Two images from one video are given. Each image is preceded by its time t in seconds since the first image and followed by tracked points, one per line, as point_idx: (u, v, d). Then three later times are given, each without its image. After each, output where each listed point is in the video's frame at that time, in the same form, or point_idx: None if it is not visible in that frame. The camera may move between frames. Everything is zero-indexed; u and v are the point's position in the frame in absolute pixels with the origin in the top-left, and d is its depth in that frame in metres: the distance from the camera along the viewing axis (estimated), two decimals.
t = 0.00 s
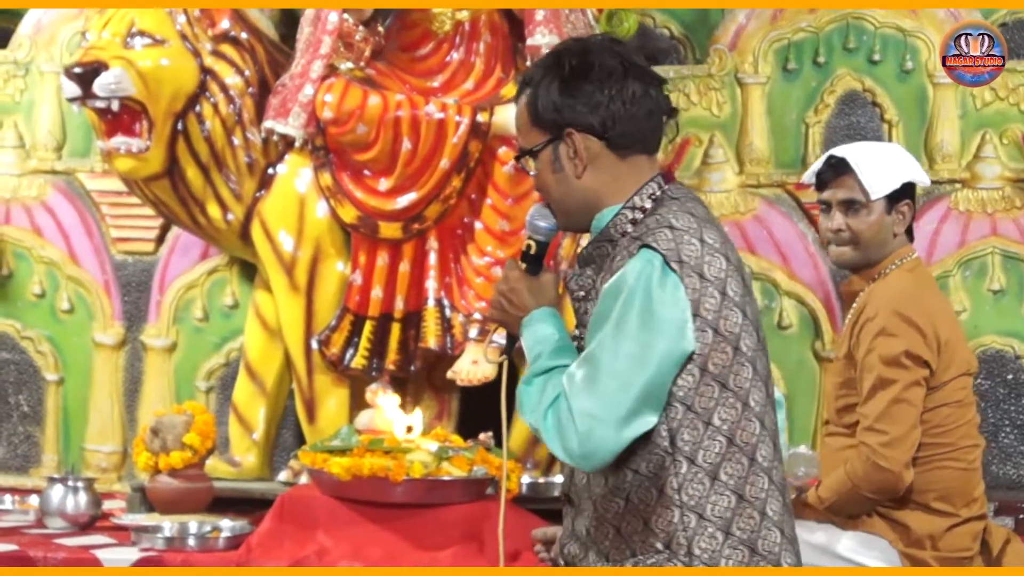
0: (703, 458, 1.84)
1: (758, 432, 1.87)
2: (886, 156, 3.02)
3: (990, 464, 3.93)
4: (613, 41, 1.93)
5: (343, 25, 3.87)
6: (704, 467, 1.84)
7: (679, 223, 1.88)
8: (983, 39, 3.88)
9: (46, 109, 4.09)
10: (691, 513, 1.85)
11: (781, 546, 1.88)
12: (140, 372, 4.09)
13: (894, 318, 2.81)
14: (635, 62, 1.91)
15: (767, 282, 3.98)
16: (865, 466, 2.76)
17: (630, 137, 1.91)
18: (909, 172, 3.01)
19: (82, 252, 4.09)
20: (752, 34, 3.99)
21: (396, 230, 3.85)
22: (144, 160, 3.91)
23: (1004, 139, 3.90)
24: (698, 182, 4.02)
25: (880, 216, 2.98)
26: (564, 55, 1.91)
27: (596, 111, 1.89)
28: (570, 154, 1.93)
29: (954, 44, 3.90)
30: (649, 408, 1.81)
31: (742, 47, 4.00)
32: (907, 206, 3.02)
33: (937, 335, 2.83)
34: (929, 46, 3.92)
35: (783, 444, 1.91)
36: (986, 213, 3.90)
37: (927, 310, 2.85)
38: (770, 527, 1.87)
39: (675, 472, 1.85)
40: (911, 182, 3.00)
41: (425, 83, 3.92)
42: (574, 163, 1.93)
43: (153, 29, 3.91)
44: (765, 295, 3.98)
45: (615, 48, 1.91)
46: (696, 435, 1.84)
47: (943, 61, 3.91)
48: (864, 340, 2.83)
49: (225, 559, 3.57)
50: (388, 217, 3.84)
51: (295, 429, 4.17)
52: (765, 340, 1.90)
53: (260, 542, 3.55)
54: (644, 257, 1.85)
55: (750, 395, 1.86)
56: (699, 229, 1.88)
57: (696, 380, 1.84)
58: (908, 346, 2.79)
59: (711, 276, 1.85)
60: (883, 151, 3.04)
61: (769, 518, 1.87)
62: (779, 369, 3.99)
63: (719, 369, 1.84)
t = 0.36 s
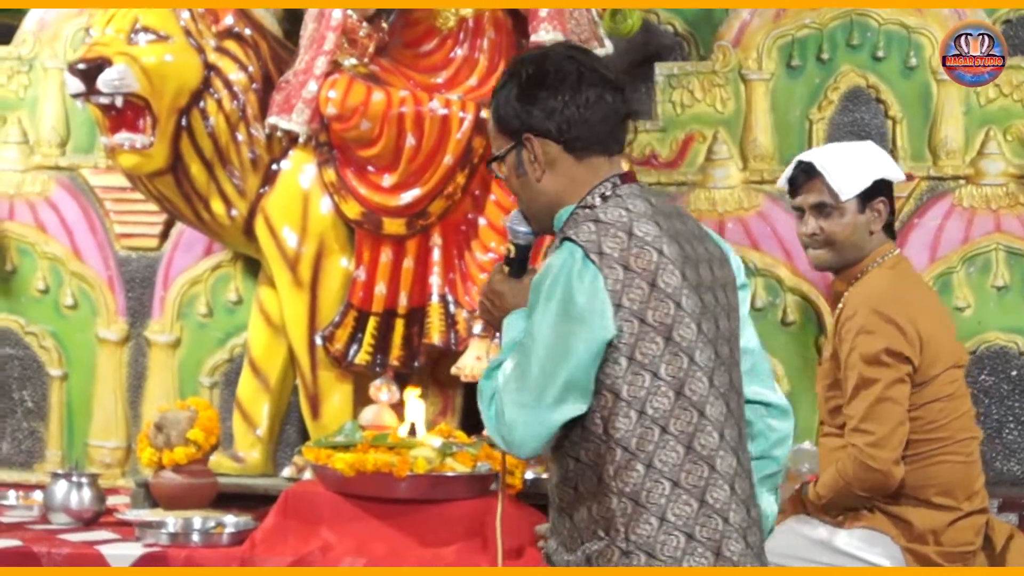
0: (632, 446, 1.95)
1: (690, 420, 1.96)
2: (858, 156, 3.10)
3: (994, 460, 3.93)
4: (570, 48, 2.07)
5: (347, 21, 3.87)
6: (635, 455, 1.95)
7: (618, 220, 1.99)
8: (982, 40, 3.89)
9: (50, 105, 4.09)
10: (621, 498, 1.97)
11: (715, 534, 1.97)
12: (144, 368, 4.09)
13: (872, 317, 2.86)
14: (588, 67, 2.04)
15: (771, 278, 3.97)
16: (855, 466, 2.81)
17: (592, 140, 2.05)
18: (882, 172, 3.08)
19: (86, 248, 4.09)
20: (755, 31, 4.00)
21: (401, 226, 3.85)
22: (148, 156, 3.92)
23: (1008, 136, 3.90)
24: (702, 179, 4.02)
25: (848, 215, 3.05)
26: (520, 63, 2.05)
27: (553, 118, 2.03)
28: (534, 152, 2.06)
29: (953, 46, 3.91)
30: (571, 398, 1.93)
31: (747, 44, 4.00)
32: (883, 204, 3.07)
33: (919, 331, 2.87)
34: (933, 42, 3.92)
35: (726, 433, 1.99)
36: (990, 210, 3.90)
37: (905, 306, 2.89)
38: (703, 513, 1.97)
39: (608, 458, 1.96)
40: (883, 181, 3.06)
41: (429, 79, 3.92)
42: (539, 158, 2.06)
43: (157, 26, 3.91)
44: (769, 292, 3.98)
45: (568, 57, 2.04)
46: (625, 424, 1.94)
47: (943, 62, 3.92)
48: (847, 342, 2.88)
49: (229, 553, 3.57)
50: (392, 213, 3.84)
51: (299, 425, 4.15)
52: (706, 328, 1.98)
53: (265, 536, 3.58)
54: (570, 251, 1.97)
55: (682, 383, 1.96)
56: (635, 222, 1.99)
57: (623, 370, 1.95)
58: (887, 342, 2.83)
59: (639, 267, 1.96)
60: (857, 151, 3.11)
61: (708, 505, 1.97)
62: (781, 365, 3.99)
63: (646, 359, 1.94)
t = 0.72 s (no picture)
0: (583, 412, 2.25)
1: (634, 389, 2.26)
2: (788, 173, 3.10)
3: (1004, 453, 3.95)
4: (546, 66, 2.37)
5: (359, 15, 3.86)
6: (586, 425, 2.26)
7: (574, 214, 2.28)
8: (982, 39, 3.91)
9: (63, 99, 4.10)
10: (576, 459, 2.28)
11: (659, 490, 2.27)
12: (157, 362, 4.11)
13: (861, 313, 2.88)
14: (557, 80, 2.35)
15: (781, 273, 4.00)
16: (868, 463, 2.84)
17: (558, 145, 2.34)
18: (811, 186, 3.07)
19: (98, 241, 4.11)
20: (765, 26, 4.01)
21: (412, 219, 3.88)
22: (161, 150, 3.91)
23: (1016, 130, 3.93)
24: (712, 173, 4.03)
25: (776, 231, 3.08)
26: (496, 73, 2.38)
27: (520, 126, 2.33)
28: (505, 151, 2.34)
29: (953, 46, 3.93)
30: (526, 371, 2.21)
31: (757, 38, 4.02)
32: (822, 217, 3.06)
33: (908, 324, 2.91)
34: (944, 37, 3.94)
35: (669, 401, 2.28)
36: (998, 205, 3.92)
37: (893, 299, 2.91)
38: (648, 471, 2.27)
39: (563, 426, 2.27)
40: (810, 197, 3.05)
41: (440, 74, 3.94)
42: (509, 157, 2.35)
43: (169, 20, 3.91)
44: (778, 285, 4.00)
45: (540, 72, 2.33)
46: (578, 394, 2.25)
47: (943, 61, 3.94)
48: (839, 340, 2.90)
49: (241, 545, 3.60)
50: (404, 207, 3.86)
51: (312, 418, 4.15)
52: (654, 310, 2.28)
53: (277, 528, 3.60)
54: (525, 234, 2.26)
55: (628, 357, 2.26)
56: (588, 209, 2.29)
57: (575, 345, 2.24)
58: (880, 337, 2.86)
59: (590, 250, 2.25)
60: (787, 168, 3.12)
61: (655, 474, 2.27)
62: (791, 358, 4.01)
63: (596, 335, 2.24)
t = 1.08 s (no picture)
0: (553, 392, 2.18)
1: (611, 371, 2.18)
2: (760, 182, 3.36)
3: (1015, 438, 4.01)
4: (540, 56, 2.44)
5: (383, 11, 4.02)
6: (559, 398, 2.18)
7: (557, 194, 2.25)
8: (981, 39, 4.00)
9: (95, 92, 4.20)
10: (547, 442, 2.19)
11: (628, 482, 2.19)
12: (185, 348, 4.19)
13: (844, 304, 3.12)
14: (553, 69, 2.43)
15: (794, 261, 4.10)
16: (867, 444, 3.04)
17: (548, 130, 2.39)
18: (782, 193, 3.32)
19: (129, 231, 4.20)
20: (782, 21, 4.10)
21: (436, 208, 3.94)
22: (190, 141, 3.98)
23: None
24: (729, 164, 4.11)
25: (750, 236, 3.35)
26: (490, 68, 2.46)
27: (510, 111, 2.39)
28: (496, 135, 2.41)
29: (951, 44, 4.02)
30: (502, 346, 2.16)
31: (774, 33, 4.11)
32: (797, 221, 3.32)
33: (891, 313, 3.14)
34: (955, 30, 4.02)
35: (648, 386, 2.20)
36: (1010, 195, 4.00)
37: (874, 291, 3.15)
38: (620, 456, 2.18)
39: (537, 405, 2.20)
40: (780, 205, 3.31)
41: (463, 67, 4.01)
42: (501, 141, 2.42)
43: (199, 14, 4.00)
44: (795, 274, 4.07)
45: (530, 61, 2.41)
46: (554, 372, 2.17)
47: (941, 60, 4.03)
48: (825, 331, 3.13)
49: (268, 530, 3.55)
50: (428, 196, 3.91)
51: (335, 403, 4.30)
52: (633, 288, 2.21)
53: (303, 512, 3.67)
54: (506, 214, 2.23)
55: (607, 335, 2.19)
56: (572, 192, 2.25)
57: (551, 323, 2.18)
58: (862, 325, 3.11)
59: (569, 230, 2.21)
60: (760, 176, 3.36)
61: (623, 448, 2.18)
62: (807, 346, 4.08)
63: (571, 311, 2.18)
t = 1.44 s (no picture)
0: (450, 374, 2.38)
1: (503, 356, 2.37)
2: (724, 171, 3.69)
3: (983, 395, 4.33)
4: (474, 33, 2.53)
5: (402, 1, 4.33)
6: (465, 382, 2.37)
7: (455, 190, 2.39)
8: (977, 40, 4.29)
9: (135, 74, 4.55)
10: (452, 420, 2.40)
11: (518, 459, 2.39)
12: (217, 309, 4.53)
13: (804, 275, 3.50)
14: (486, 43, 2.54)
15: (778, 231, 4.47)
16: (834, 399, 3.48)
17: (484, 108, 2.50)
18: (745, 180, 3.65)
19: (165, 203, 4.55)
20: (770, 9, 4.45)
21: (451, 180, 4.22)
22: (220, 121, 4.32)
23: (995, 103, 4.31)
24: (720, 142, 4.46)
25: (722, 219, 3.63)
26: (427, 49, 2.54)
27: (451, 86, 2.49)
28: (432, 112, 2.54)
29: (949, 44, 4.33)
30: (406, 332, 2.36)
31: (762, 18, 4.44)
32: (761, 206, 3.63)
33: (845, 280, 3.53)
34: (929, 18, 4.35)
35: (540, 366, 2.39)
36: (980, 171, 4.32)
37: (830, 262, 3.53)
38: (508, 434, 2.38)
39: (444, 386, 2.40)
40: (744, 188, 3.63)
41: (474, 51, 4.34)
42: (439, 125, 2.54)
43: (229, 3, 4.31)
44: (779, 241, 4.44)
45: (462, 36, 2.50)
46: (448, 358, 2.36)
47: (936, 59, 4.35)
48: (786, 301, 3.50)
49: (293, 477, 3.75)
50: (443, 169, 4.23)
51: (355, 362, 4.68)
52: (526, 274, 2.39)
53: (325, 462, 3.85)
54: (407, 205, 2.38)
55: (503, 320, 2.37)
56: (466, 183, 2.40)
57: (446, 311, 2.36)
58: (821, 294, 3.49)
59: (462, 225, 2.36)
60: (722, 167, 3.70)
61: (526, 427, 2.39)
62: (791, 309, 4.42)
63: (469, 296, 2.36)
